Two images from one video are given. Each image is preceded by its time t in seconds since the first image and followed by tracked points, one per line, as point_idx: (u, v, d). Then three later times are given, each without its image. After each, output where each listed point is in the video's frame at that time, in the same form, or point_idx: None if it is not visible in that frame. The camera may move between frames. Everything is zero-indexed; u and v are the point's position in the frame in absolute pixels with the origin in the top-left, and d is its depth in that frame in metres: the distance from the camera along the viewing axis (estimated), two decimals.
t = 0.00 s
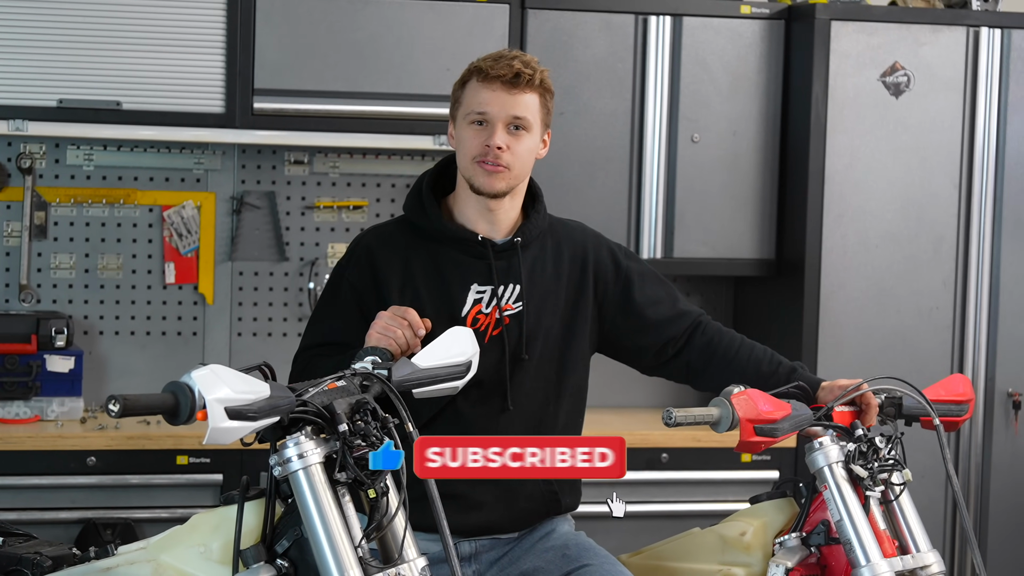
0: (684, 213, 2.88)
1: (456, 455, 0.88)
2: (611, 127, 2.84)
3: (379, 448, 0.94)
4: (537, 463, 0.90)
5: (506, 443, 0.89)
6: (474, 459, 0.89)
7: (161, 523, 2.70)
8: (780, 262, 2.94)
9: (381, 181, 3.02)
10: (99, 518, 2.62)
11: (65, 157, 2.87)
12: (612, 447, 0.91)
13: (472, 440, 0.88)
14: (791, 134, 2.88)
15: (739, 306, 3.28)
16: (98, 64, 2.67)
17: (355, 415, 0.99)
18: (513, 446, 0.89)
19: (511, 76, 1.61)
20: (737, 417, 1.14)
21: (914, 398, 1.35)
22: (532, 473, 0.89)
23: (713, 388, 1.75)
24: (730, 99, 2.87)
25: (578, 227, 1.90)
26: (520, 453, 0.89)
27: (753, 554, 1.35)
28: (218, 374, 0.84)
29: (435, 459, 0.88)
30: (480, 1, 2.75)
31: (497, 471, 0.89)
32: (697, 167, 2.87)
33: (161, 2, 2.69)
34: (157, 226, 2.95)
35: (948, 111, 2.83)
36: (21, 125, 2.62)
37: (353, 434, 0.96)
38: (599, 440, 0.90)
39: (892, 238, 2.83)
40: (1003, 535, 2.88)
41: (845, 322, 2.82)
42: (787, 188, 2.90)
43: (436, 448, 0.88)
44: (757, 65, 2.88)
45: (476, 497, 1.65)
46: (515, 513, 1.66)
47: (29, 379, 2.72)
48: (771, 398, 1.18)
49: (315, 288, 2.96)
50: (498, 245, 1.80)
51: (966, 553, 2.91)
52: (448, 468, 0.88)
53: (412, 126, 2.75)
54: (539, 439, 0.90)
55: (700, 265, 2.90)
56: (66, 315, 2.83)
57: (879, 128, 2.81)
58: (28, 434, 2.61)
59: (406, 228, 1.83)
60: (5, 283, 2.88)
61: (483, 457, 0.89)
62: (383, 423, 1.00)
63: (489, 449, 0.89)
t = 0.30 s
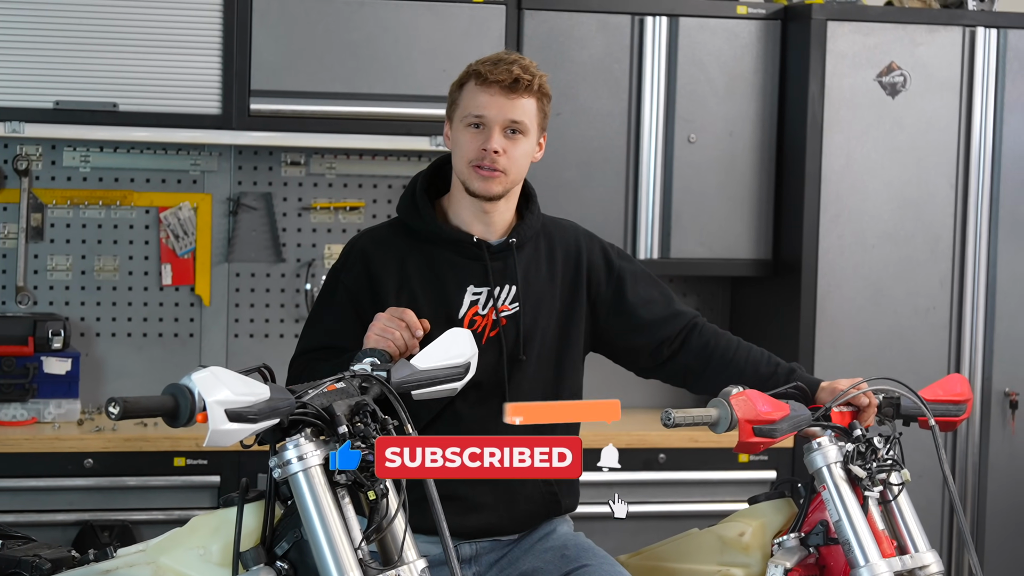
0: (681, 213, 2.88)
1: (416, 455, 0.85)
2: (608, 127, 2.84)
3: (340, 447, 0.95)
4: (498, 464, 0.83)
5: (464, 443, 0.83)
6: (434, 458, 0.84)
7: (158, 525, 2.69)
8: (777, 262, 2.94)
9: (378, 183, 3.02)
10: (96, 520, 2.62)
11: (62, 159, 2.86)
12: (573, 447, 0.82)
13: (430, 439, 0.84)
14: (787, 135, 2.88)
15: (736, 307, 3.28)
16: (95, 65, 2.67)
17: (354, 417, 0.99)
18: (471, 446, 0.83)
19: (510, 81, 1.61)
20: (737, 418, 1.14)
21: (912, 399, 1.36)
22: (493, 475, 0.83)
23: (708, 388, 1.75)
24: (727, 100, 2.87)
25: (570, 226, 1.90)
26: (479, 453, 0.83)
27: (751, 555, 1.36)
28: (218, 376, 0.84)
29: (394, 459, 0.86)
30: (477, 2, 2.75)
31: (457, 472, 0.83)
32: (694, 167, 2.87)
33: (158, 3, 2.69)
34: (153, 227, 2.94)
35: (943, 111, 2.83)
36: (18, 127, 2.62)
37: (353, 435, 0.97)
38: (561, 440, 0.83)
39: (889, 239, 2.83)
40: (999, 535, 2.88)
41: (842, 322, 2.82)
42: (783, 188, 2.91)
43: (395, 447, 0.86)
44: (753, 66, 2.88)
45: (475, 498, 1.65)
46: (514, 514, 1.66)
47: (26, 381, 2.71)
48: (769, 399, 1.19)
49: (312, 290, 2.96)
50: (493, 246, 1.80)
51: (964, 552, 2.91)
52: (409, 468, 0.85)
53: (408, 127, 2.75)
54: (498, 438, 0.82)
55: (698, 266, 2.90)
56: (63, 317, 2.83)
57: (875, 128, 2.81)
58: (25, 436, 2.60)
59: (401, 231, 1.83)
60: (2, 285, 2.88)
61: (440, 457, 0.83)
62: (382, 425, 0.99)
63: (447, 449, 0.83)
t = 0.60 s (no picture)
0: (683, 208, 2.86)
1: (417, 455, 0.95)
2: (609, 122, 2.82)
3: (341, 447, 0.94)
4: (497, 462, 1.00)
5: (467, 445, 0.97)
6: (435, 458, 0.96)
7: (157, 523, 2.68)
8: (780, 258, 2.92)
9: (379, 178, 3.00)
10: (96, 518, 2.61)
11: (61, 154, 2.84)
12: (571, 447, 1.03)
13: (433, 441, 0.96)
14: (790, 129, 2.86)
15: (739, 303, 3.26)
16: (94, 61, 2.66)
17: (358, 415, 0.98)
18: (473, 447, 0.98)
19: (496, 79, 1.59)
20: (742, 415, 1.13)
21: (917, 396, 1.35)
22: (491, 471, 1.00)
23: (711, 387, 1.73)
24: (729, 94, 2.85)
25: (574, 224, 1.89)
26: (480, 453, 0.99)
27: (757, 553, 1.34)
28: (221, 374, 0.83)
29: (395, 459, 0.95)
30: None
31: (457, 470, 0.98)
32: (696, 162, 2.85)
33: None
34: (152, 223, 2.93)
35: (948, 106, 2.81)
36: (16, 122, 2.60)
37: (357, 433, 0.95)
38: (557, 442, 1.02)
39: (892, 235, 2.81)
40: (1003, 533, 2.87)
41: (845, 318, 2.80)
42: (787, 183, 2.88)
43: (396, 448, 0.95)
44: (756, 60, 2.86)
45: (476, 497, 1.63)
46: (515, 512, 1.65)
47: (25, 378, 2.70)
48: (774, 397, 1.17)
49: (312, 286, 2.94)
50: (495, 243, 1.79)
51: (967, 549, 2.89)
52: (409, 468, 0.95)
53: (409, 122, 2.73)
54: (499, 440, 1.00)
55: (700, 262, 2.88)
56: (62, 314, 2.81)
57: (879, 123, 2.79)
58: (24, 434, 2.59)
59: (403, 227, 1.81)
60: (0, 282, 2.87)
61: (442, 457, 0.97)
62: (387, 423, 0.99)
63: (449, 449, 0.97)
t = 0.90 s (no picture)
0: (683, 209, 2.81)
1: (417, 455, 0.92)
2: (608, 121, 2.77)
3: (340, 447, 0.90)
4: (497, 462, 0.97)
5: (467, 444, 0.95)
6: (435, 458, 0.93)
7: (150, 531, 2.63)
8: (783, 260, 2.87)
9: (374, 179, 2.96)
10: (87, 526, 2.56)
11: (50, 156, 2.80)
12: (571, 447, 0.99)
13: (433, 440, 0.92)
14: (792, 129, 2.81)
15: (741, 305, 3.21)
16: (84, 61, 2.62)
17: (354, 421, 0.94)
18: (473, 447, 0.95)
19: (470, 68, 1.54)
20: (745, 420, 1.08)
21: (923, 400, 1.31)
22: (492, 472, 0.96)
23: (714, 393, 1.68)
24: (730, 92, 2.80)
25: (575, 223, 1.84)
26: (480, 453, 0.96)
27: (760, 561, 1.28)
28: (214, 380, 0.80)
29: (395, 459, 0.91)
30: None
31: (457, 471, 0.94)
32: (697, 162, 2.80)
33: None
34: (143, 226, 2.88)
35: (952, 104, 2.76)
36: (5, 123, 2.56)
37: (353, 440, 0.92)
38: (557, 441, 0.99)
39: (897, 235, 2.76)
40: (1011, 539, 2.82)
41: (848, 321, 2.75)
42: (789, 184, 2.83)
43: (396, 448, 0.91)
44: (758, 59, 2.81)
45: (472, 504, 1.58)
46: (513, 519, 1.59)
47: (14, 384, 2.64)
48: (778, 401, 1.12)
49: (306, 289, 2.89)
50: (493, 245, 1.74)
51: (974, 556, 2.84)
52: (409, 468, 0.92)
53: (405, 122, 2.68)
54: (499, 440, 0.97)
55: (701, 264, 2.83)
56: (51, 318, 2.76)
57: (883, 122, 2.74)
58: (13, 440, 2.54)
59: (401, 228, 1.75)
60: None
61: (442, 457, 0.93)
62: (383, 430, 0.94)
63: (449, 449, 0.94)
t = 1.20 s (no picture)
0: (685, 209, 2.75)
1: (417, 455, 0.87)
2: (608, 118, 2.71)
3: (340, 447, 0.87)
4: (498, 463, 0.88)
5: (466, 443, 0.86)
6: (435, 458, 0.86)
7: (138, 538, 2.57)
8: (786, 261, 2.80)
9: (368, 178, 2.90)
10: (74, 532, 2.50)
11: (36, 154, 2.74)
12: (572, 447, 0.90)
13: (433, 439, 0.86)
14: (796, 126, 2.75)
15: (743, 307, 3.15)
16: (71, 56, 2.56)
17: (349, 427, 0.90)
18: (473, 446, 0.87)
19: (477, 72, 1.46)
20: (747, 425, 1.04)
21: (929, 405, 1.26)
22: (492, 473, 0.88)
23: (715, 399, 1.61)
24: (732, 89, 2.74)
25: (578, 226, 1.79)
26: (480, 453, 0.87)
27: (763, 569, 1.23)
28: (206, 384, 0.75)
29: (395, 459, 0.87)
30: None
31: (457, 471, 0.86)
32: (699, 161, 2.74)
33: None
34: (132, 225, 2.82)
35: (960, 101, 2.70)
36: None
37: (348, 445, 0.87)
38: (558, 440, 0.90)
39: (903, 235, 2.70)
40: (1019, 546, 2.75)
41: (854, 324, 2.68)
42: (793, 183, 2.77)
43: (396, 447, 0.87)
44: (761, 55, 2.75)
45: (476, 513, 1.52)
46: (515, 529, 1.54)
47: None
48: (781, 405, 1.08)
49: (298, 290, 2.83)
50: (496, 249, 1.68)
51: (982, 564, 2.78)
52: (409, 468, 0.87)
53: (400, 119, 2.62)
54: (499, 439, 0.88)
55: (703, 264, 2.77)
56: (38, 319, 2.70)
57: (889, 120, 2.68)
58: None
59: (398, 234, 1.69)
60: None
61: (442, 457, 0.86)
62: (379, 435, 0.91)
63: (448, 449, 0.86)
